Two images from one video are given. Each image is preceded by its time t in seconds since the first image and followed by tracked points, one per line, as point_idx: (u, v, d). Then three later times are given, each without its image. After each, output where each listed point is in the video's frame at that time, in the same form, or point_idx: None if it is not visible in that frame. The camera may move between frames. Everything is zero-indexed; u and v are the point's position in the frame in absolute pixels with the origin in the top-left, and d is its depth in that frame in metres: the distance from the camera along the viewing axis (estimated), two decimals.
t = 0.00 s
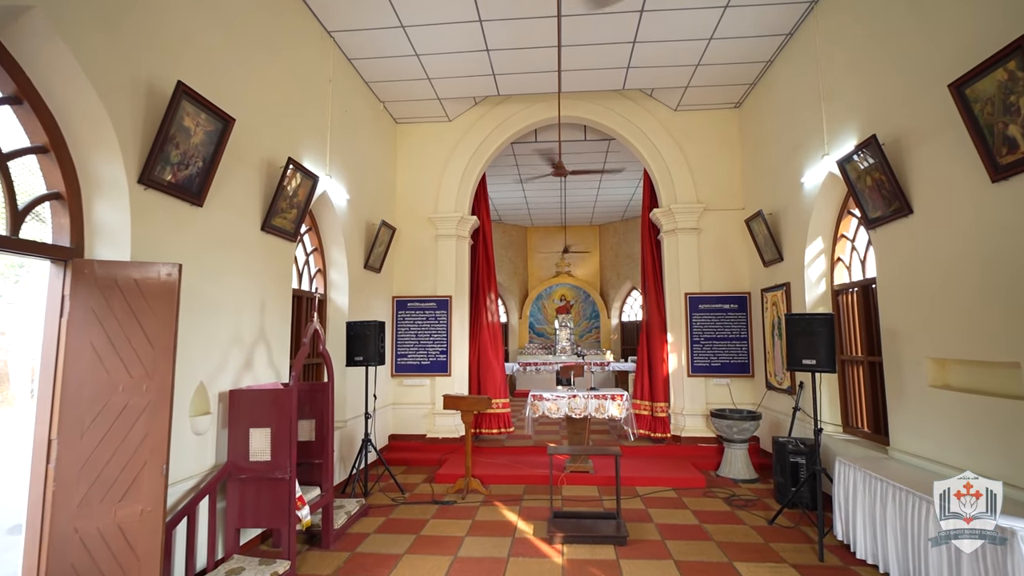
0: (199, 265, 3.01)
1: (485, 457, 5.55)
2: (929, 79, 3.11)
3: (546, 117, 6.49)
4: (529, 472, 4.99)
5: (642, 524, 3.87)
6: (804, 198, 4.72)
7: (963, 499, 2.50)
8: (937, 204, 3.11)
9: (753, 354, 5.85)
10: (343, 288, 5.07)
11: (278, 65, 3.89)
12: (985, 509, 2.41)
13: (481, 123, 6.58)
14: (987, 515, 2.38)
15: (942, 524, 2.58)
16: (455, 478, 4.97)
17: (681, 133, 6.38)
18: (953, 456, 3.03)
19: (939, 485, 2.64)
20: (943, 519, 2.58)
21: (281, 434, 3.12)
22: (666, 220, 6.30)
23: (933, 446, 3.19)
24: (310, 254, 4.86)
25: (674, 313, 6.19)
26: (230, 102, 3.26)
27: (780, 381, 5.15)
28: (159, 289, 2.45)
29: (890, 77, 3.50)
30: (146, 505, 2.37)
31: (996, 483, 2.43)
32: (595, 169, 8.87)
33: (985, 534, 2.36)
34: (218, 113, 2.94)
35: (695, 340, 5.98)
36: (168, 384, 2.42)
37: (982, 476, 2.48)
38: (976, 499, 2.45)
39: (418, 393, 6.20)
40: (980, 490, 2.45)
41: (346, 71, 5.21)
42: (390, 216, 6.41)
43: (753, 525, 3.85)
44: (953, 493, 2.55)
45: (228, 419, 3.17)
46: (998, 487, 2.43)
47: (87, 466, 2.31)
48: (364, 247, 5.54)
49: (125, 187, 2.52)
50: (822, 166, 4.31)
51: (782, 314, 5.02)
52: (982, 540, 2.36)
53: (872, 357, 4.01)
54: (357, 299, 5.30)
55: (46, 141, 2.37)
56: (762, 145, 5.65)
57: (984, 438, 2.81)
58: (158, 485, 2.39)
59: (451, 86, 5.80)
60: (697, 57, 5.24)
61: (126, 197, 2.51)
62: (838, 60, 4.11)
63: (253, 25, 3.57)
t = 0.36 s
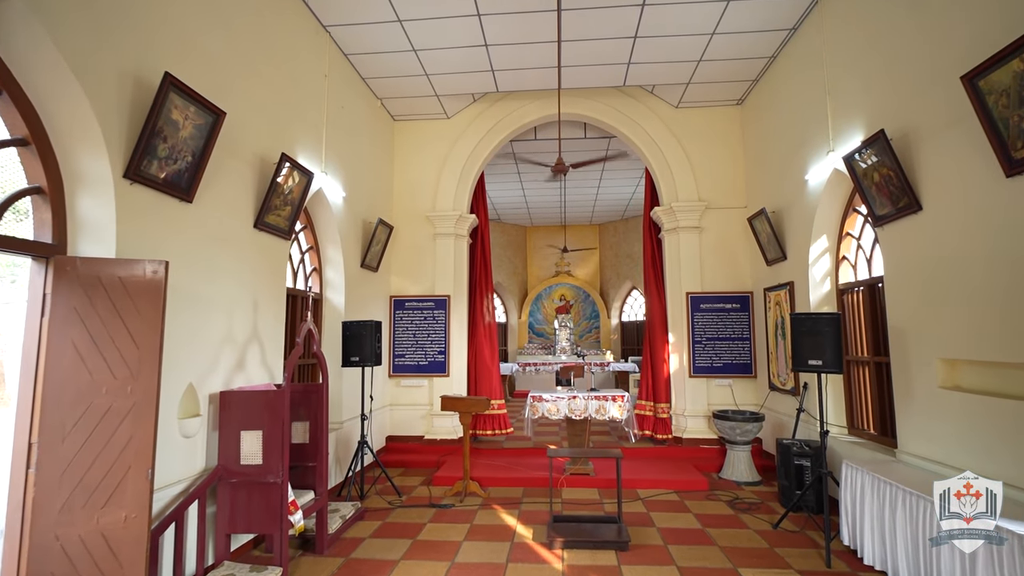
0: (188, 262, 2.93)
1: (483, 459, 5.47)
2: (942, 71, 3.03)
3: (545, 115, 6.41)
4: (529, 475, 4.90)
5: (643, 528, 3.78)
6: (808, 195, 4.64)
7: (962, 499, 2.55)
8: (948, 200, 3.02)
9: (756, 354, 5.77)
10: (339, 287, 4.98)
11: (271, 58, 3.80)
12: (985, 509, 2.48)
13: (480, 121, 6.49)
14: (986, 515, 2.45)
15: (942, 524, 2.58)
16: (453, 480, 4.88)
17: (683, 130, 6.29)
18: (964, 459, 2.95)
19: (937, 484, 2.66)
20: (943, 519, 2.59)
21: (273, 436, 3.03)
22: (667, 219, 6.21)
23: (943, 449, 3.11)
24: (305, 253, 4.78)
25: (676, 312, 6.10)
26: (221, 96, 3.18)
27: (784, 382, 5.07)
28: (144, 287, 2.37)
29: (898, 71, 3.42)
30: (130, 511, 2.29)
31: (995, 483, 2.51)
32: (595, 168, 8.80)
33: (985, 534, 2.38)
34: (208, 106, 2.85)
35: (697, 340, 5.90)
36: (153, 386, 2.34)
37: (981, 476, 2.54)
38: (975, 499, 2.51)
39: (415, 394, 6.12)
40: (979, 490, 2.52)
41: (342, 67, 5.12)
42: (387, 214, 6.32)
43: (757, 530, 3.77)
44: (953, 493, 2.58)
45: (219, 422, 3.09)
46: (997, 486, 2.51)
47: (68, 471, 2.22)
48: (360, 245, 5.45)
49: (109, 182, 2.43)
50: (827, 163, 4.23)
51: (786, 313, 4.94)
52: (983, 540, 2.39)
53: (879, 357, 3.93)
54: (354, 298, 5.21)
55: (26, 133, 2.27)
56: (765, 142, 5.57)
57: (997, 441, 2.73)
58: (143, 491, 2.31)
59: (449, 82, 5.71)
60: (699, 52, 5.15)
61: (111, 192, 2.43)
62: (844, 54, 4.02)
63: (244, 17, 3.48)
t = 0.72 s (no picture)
0: (176, 260, 2.84)
1: (481, 461, 5.38)
2: (951, 65, 2.95)
3: (544, 112, 6.33)
4: (528, 477, 4.82)
5: (644, 533, 3.70)
6: (812, 193, 4.56)
7: (962, 499, 2.54)
8: (958, 197, 2.95)
9: (758, 355, 5.69)
10: (335, 286, 4.89)
11: (264, 52, 3.71)
12: (985, 509, 2.45)
13: (478, 118, 6.41)
14: (986, 515, 2.44)
15: (942, 524, 2.59)
16: (451, 483, 4.80)
17: (684, 128, 6.21)
18: (974, 462, 2.87)
19: (938, 484, 2.66)
20: (943, 519, 2.59)
21: (264, 440, 2.95)
22: (668, 217, 6.13)
23: (952, 452, 3.03)
24: (299, 251, 4.69)
25: (677, 312, 6.01)
26: (211, 89, 3.09)
27: (787, 383, 4.99)
28: (128, 286, 2.27)
29: (907, 64, 3.33)
30: (112, 519, 2.20)
31: (995, 483, 2.48)
32: (595, 167, 8.71)
33: (985, 534, 2.38)
34: (196, 98, 2.76)
35: (698, 340, 5.82)
36: (137, 388, 2.25)
37: (981, 476, 2.52)
38: (975, 499, 2.49)
39: (413, 395, 6.03)
40: (979, 490, 2.50)
41: (338, 62, 5.04)
42: (384, 213, 6.23)
43: (761, 534, 3.69)
44: (953, 493, 2.58)
45: (209, 425, 2.99)
46: (997, 486, 2.48)
47: (46, 477, 2.13)
48: (357, 244, 5.37)
49: (92, 176, 2.34)
50: (832, 160, 4.15)
51: (789, 313, 4.86)
52: (982, 540, 2.38)
53: (885, 358, 3.85)
54: (350, 298, 5.13)
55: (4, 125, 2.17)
56: (767, 139, 5.49)
57: (1009, 444, 2.65)
58: (126, 498, 2.21)
59: (447, 79, 5.63)
60: (700, 48, 5.07)
61: (94, 187, 2.34)
62: (849, 49, 3.95)
63: (236, 9, 3.39)
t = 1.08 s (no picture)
0: (164, 259, 2.75)
1: (480, 464, 5.30)
2: (964, 57, 2.87)
3: (544, 109, 6.25)
4: (528, 480, 4.73)
5: (647, 538, 3.61)
6: (817, 191, 4.48)
7: (962, 499, 2.49)
8: (970, 194, 2.86)
9: (761, 356, 5.61)
10: (331, 286, 4.80)
11: (257, 47, 3.63)
12: (985, 509, 2.41)
13: (477, 116, 6.33)
14: (987, 516, 2.40)
15: (942, 524, 2.57)
16: (449, 486, 4.71)
17: (685, 125, 6.13)
18: (987, 467, 2.79)
19: (938, 484, 2.61)
20: (943, 519, 2.57)
21: (255, 444, 2.86)
22: (669, 216, 6.05)
23: (964, 456, 2.94)
24: (295, 250, 4.61)
25: (679, 312, 5.93)
26: (201, 83, 3.01)
27: (791, 384, 4.91)
28: (111, 285, 2.17)
29: (917, 58, 3.25)
30: (95, 528, 2.10)
31: (995, 483, 2.41)
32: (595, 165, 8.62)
33: (985, 534, 2.37)
34: (186, 91, 2.68)
35: (700, 340, 5.75)
36: (120, 392, 2.16)
37: (981, 476, 2.47)
38: (976, 499, 2.45)
39: (410, 396, 5.95)
40: (979, 490, 2.45)
41: (334, 58, 4.96)
42: (381, 211, 6.15)
43: (766, 539, 3.60)
44: (953, 493, 2.54)
45: (199, 429, 2.90)
46: (998, 486, 2.41)
47: (26, 484, 2.05)
48: (354, 243, 5.28)
49: (75, 170, 2.26)
50: (838, 157, 4.08)
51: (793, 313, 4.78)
52: (982, 540, 2.37)
53: (893, 359, 3.77)
54: (346, 298, 5.04)
55: None
56: (770, 137, 5.41)
57: None
58: (108, 506, 2.12)
59: (445, 75, 5.55)
60: (703, 44, 4.99)
61: (76, 182, 2.25)
62: (856, 43, 3.87)
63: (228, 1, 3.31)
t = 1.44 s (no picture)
0: (150, 258, 2.66)
1: (478, 467, 5.21)
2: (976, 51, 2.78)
3: (543, 107, 6.16)
4: (527, 484, 4.65)
5: (648, 544, 3.53)
6: (820, 190, 4.40)
7: (962, 498, 2.52)
8: (981, 191, 2.78)
9: (763, 357, 5.53)
10: (326, 286, 4.71)
11: (249, 40, 3.54)
12: (985, 509, 2.45)
13: (476, 113, 6.24)
14: (986, 515, 2.44)
15: (941, 524, 2.57)
16: (446, 490, 4.62)
17: (686, 123, 6.05)
18: (999, 473, 2.71)
19: (937, 484, 2.64)
20: (942, 519, 2.58)
21: (244, 449, 2.77)
22: (670, 215, 5.96)
23: (975, 461, 2.86)
24: (288, 250, 4.52)
25: (679, 313, 5.85)
26: (189, 77, 2.92)
27: (794, 386, 4.83)
28: (91, 284, 2.08)
29: (926, 52, 3.17)
30: (74, 538, 2.01)
31: (995, 483, 2.47)
32: (594, 163, 8.53)
33: (985, 534, 2.38)
34: (172, 84, 2.59)
35: (701, 341, 5.67)
36: (100, 396, 2.06)
37: (981, 476, 2.51)
38: (975, 499, 2.49)
39: (407, 398, 5.86)
40: (979, 490, 2.49)
41: (330, 54, 4.87)
42: (378, 210, 6.06)
43: (770, 545, 3.51)
44: (953, 493, 2.56)
45: (186, 433, 2.81)
46: (998, 487, 2.47)
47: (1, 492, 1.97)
48: (349, 242, 5.19)
49: (54, 166, 2.17)
50: (843, 155, 4.00)
51: (797, 314, 4.70)
52: (983, 540, 2.37)
53: (899, 361, 3.69)
54: (342, 298, 4.95)
55: None
56: (773, 135, 5.32)
57: None
58: (87, 516, 2.02)
59: (443, 72, 5.46)
60: (705, 40, 4.91)
61: (56, 178, 2.16)
62: (863, 37, 3.78)
63: None
